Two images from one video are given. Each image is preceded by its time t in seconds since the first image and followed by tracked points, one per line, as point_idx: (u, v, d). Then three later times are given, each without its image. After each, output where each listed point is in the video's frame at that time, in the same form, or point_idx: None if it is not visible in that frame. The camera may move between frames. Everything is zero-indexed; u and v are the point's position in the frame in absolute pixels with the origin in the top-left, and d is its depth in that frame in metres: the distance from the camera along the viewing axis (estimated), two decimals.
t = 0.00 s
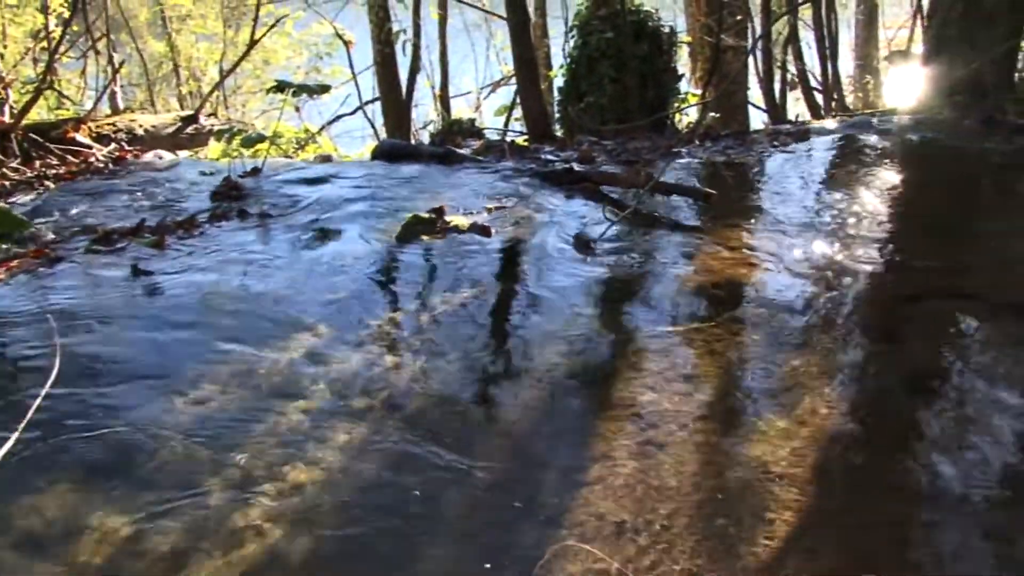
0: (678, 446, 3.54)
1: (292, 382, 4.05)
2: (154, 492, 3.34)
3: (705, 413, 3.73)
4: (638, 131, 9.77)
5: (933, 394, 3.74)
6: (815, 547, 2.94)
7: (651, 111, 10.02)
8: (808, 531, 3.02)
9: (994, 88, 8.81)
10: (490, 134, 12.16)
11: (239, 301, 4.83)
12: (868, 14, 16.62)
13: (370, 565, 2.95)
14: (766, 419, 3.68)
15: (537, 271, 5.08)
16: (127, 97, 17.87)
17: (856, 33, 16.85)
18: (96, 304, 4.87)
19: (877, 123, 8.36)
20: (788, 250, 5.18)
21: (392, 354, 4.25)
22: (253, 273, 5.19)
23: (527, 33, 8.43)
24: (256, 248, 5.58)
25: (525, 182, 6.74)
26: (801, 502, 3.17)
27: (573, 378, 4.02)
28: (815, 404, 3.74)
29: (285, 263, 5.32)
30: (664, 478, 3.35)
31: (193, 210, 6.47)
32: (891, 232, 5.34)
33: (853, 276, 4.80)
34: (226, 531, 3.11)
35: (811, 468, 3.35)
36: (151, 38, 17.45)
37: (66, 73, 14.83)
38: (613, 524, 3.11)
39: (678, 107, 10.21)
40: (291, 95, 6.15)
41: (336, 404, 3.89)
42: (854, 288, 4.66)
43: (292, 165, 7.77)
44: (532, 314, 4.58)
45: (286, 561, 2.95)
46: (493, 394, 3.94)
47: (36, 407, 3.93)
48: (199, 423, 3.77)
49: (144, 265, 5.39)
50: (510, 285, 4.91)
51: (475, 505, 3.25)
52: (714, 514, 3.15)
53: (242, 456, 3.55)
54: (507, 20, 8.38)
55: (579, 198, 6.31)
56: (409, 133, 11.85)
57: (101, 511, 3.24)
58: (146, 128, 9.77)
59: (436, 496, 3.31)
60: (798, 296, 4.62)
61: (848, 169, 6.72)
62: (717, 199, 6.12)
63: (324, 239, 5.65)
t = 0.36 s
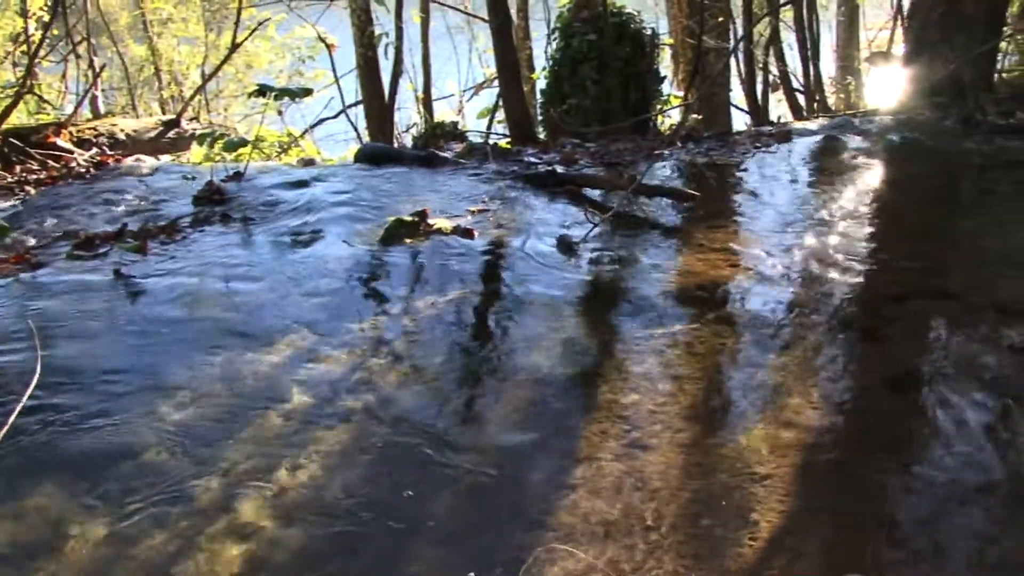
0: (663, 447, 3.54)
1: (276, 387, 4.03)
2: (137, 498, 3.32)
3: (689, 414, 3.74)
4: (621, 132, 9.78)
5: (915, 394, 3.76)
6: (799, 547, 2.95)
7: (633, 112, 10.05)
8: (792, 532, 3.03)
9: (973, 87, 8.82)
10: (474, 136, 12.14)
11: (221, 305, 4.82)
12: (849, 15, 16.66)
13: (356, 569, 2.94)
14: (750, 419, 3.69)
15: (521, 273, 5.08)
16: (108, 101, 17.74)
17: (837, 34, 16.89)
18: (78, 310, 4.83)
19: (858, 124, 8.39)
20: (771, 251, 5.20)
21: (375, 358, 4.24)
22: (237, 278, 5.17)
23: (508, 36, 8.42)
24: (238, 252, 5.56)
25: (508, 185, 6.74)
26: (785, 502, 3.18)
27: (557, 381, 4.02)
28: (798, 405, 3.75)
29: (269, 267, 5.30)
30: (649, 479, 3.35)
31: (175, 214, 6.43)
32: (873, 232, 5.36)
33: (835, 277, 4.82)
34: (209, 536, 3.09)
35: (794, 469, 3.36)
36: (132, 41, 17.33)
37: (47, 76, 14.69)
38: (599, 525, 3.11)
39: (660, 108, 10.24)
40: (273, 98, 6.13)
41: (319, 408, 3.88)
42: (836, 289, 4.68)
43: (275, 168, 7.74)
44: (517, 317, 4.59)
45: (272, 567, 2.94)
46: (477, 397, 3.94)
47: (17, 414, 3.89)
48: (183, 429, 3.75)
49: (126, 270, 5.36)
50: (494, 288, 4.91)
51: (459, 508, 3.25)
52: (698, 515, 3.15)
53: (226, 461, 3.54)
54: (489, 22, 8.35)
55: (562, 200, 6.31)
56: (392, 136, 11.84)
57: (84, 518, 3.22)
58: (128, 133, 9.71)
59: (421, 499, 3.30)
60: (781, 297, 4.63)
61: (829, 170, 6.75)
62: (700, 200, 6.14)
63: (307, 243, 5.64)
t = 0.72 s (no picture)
0: (644, 449, 3.54)
1: (257, 392, 4.02)
2: (117, 507, 3.30)
3: (670, 415, 3.74)
4: (601, 135, 9.79)
5: (896, 393, 3.78)
6: (781, 547, 2.96)
7: (613, 115, 10.07)
8: (774, 531, 3.03)
9: (950, 88, 8.79)
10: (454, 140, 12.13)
11: (201, 311, 4.79)
12: (827, 18, 16.72)
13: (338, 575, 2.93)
14: (730, 420, 3.70)
15: (501, 276, 5.08)
16: (85, 107, 17.59)
17: (814, 35, 16.94)
18: (57, 317, 4.80)
19: (836, 125, 8.42)
20: (751, 252, 5.21)
21: (356, 363, 4.23)
22: (216, 283, 5.15)
23: (487, 39, 8.40)
24: (218, 258, 5.54)
25: (488, 188, 6.74)
26: (766, 502, 3.19)
27: (540, 384, 4.02)
28: (778, 405, 3.77)
29: (248, 272, 5.28)
30: (630, 481, 3.35)
31: (154, 220, 6.40)
32: (853, 232, 5.39)
33: (814, 277, 4.84)
34: (190, 545, 3.07)
35: (776, 469, 3.37)
36: (109, 46, 17.20)
37: (23, 83, 14.57)
38: (581, 528, 3.11)
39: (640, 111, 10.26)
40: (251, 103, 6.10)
41: (301, 414, 3.86)
42: (815, 289, 4.70)
43: (255, 173, 7.71)
44: (497, 320, 4.59)
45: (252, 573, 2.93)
46: (458, 401, 3.93)
47: None
48: (162, 436, 3.73)
49: (104, 276, 5.33)
50: (475, 291, 4.91)
51: (441, 512, 3.24)
52: (680, 516, 3.16)
53: (207, 467, 3.52)
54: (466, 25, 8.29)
55: (542, 203, 6.31)
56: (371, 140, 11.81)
57: (62, 527, 3.19)
58: (106, 138, 9.69)
59: (403, 503, 3.30)
60: (761, 298, 4.64)
61: (807, 171, 6.77)
62: (679, 202, 6.15)
63: (287, 248, 5.62)
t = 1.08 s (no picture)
0: (624, 451, 3.55)
1: (236, 398, 3.99)
2: (94, 515, 3.27)
3: (650, 417, 3.74)
4: (579, 137, 9.79)
5: (874, 393, 3.79)
6: (762, 548, 2.96)
7: (591, 117, 10.07)
8: (754, 532, 3.04)
9: (925, 88, 8.82)
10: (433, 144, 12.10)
11: (179, 317, 4.77)
12: (803, 20, 16.74)
13: None
14: (711, 422, 3.70)
15: (481, 280, 5.08)
16: (61, 113, 17.44)
17: (791, 37, 17.01)
18: (33, 325, 4.76)
19: (814, 126, 8.45)
20: (729, 253, 5.23)
21: (336, 368, 4.21)
22: (195, 289, 5.12)
23: (463, 43, 8.39)
24: (196, 264, 5.51)
25: (466, 192, 6.73)
26: (747, 503, 3.19)
27: (520, 387, 4.02)
28: (759, 406, 3.78)
29: (227, 278, 5.26)
30: (611, 483, 3.35)
31: (131, 226, 6.36)
32: (830, 233, 5.42)
33: (793, 278, 4.85)
34: (170, 552, 3.05)
35: (755, 470, 3.37)
36: (85, 52, 17.06)
37: None
38: (562, 530, 3.11)
39: (618, 113, 10.27)
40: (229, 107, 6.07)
41: (281, 419, 3.84)
42: (795, 290, 4.71)
43: (233, 179, 7.67)
44: (478, 323, 4.58)
45: None
46: (439, 405, 3.92)
47: None
48: (140, 443, 3.71)
49: (81, 283, 5.30)
50: (455, 295, 4.90)
51: (423, 516, 3.23)
52: (661, 517, 3.16)
53: (185, 475, 3.49)
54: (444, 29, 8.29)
55: (521, 206, 6.31)
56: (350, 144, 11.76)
57: (40, 537, 3.16)
58: (82, 144, 9.65)
59: (384, 508, 3.28)
60: (740, 299, 4.66)
61: (785, 173, 6.79)
62: (658, 205, 6.16)
63: (266, 253, 5.60)
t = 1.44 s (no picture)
0: (606, 454, 3.55)
1: (217, 405, 3.98)
2: (74, 525, 3.25)
3: (631, 421, 3.75)
4: (559, 140, 9.80)
5: (853, 394, 3.81)
6: (744, 549, 2.97)
7: (570, 121, 10.09)
8: (735, 534, 3.05)
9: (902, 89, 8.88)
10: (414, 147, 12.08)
11: (159, 324, 4.74)
12: (781, 22, 16.73)
13: None
14: (691, 424, 3.71)
15: (461, 284, 5.08)
16: (38, 119, 17.28)
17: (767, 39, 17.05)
18: (11, 333, 4.72)
19: (792, 128, 8.48)
20: (709, 256, 5.25)
21: (317, 374, 4.20)
22: (174, 296, 5.09)
23: (442, 46, 8.37)
24: (175, 270, 5.48)
25: (446, 196, 6.73)
26: (728, 505, 3.20)
27: (501, 392, 4.01)
28: (739, 408, 3.79)
29: (206, 284, 5.23)
30: (593, 486, 3.36)
31: (109, 233, 6.32)
32: (809, 235, 5.45)
33: (772, 280, 4.87)
34: (151, 561, 3.03)
35: (736, 472, 3.39)
36: (61, 58, 16.90)
37: None
38: (545, 534, 3.11)
39: (597, 116, 10.29)
40: (207, 113, 6.04)
41: (261, 426, 3.83)
42: (774, 292, 4.73)
43: (211, 184, 7.63)
44: (458, 328, 4.58)
45: None
46: (420, 410, 3.92)
47: None
48: (120, 451, 3.68)
49: (59, 291, 5.26)
50: (435, 300, 4.90)
51: (404, 522, 3.23)
52: (643, 520, 3.17)
53: (166, 483, 3.47)
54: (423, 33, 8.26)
55: (500, 209, 6.32)
56: (329, 149, 11.71)
57: (19, 547, 3.13)
58: (60, 151, 9.61)
59: (366, 514, 3.28)
60: (720, 302, 4.67)
61: (763, 175, 6.82)
62: (637, 207, 6.18)
63: (246, 259, 5.57)
